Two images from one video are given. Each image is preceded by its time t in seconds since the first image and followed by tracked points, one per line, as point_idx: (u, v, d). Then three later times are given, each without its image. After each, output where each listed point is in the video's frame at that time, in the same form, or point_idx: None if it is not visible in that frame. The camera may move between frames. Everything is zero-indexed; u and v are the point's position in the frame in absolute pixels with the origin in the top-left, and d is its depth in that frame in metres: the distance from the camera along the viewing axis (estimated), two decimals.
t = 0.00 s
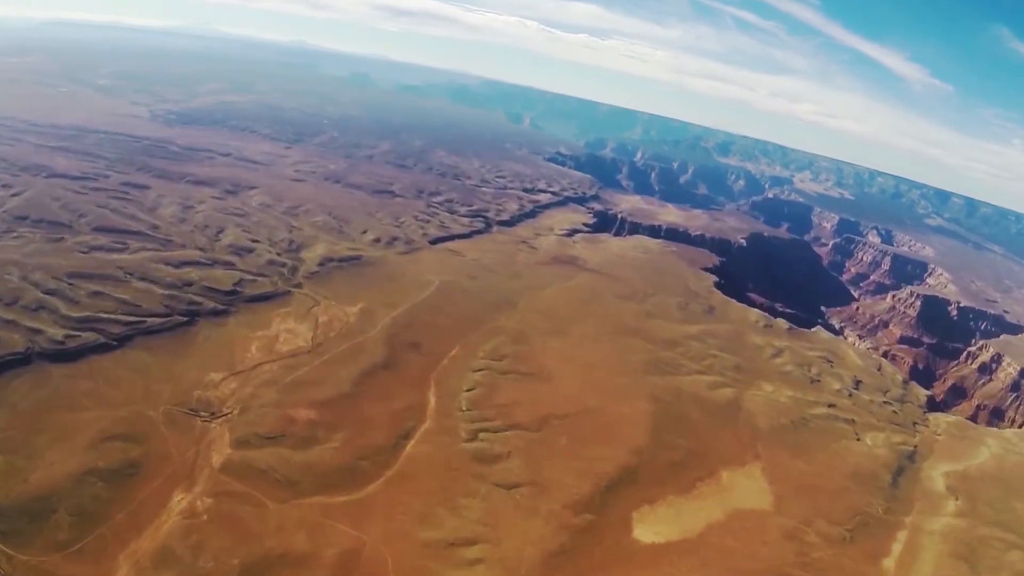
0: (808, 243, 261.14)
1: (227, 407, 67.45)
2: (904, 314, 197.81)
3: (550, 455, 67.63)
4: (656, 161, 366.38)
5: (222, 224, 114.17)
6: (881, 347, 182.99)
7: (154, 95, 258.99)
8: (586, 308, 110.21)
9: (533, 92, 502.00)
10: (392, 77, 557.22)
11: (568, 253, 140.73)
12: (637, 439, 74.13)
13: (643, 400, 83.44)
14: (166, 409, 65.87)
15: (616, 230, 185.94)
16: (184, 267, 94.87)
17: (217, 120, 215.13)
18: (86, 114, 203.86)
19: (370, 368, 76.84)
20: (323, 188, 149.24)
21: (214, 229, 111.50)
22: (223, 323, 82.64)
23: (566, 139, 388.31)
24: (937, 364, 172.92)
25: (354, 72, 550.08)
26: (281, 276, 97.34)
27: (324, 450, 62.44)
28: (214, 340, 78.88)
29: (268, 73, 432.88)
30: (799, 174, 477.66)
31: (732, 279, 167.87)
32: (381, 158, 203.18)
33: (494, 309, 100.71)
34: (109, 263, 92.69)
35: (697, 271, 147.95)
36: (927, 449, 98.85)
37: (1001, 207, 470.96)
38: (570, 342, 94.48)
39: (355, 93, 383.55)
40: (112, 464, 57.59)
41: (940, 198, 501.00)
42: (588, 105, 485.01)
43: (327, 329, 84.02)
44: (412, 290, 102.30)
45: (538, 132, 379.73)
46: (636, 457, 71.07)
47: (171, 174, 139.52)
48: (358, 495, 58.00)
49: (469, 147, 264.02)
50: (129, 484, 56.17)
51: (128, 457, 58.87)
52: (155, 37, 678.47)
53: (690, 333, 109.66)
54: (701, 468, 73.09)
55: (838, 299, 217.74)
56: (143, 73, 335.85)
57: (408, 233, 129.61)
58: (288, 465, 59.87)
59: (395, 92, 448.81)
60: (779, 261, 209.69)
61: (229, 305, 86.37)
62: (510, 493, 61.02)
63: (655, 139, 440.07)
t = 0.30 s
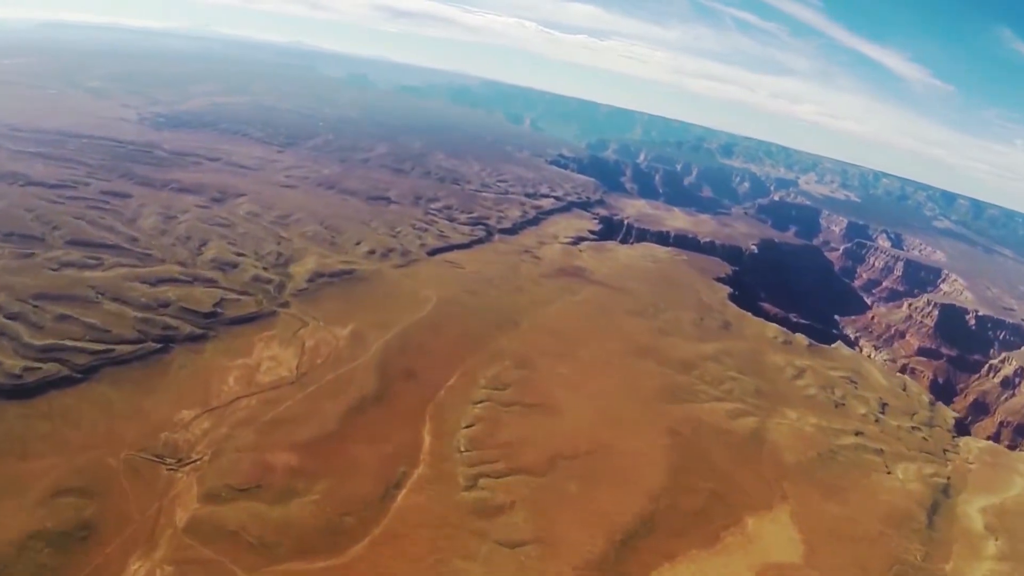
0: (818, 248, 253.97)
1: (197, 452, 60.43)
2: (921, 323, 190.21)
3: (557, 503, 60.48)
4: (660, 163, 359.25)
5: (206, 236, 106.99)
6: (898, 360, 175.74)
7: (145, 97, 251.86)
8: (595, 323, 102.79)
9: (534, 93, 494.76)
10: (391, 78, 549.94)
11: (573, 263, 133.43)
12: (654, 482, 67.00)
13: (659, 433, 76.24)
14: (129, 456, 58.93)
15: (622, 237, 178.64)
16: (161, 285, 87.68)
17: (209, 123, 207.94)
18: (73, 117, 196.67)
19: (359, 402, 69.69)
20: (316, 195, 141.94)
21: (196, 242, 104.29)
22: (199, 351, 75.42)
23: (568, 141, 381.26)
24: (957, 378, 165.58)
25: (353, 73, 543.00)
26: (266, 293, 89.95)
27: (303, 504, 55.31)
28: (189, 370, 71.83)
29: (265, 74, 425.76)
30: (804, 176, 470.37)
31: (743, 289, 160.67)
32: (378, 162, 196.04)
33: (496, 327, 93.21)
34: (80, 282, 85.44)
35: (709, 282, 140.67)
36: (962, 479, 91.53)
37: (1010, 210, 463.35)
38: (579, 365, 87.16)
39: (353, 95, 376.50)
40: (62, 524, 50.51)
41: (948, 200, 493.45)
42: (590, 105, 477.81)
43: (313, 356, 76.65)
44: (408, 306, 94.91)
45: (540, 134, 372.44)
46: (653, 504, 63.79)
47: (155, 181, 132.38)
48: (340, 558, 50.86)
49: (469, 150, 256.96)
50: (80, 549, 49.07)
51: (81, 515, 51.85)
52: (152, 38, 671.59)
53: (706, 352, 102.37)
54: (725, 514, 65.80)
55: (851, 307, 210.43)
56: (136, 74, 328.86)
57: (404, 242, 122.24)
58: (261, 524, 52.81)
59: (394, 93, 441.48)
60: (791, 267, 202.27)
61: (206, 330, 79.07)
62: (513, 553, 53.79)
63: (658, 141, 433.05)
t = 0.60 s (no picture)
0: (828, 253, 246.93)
1: (162, 506, 53.36)
2: (937, 333, 182.95)
3: (568, 562, 53.29)
4: (664, 165, 352.21)
5: (187, 249, 99.94)
6: (916, 372, 168.47)
7: (135, 98, 244.76)
8: (603, 343, 95.70)
9: (535, 93, 487.40)
10: (390, 78, 542.57)
11: (578, 274, 126.33)
12: (675, 533, 59.85)
13: (678, 473, 69.15)
14: (86, 511, 51.84)
15: (627, 245, 171.57)
16: (133, 306, 80.72)
17: (199, 125, 200.85)
18: (58, 120, 189.61)
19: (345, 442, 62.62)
20: (307, 202, 134.95)
21: (176, 256, 97.32)
22: (171, 383, 68.48)
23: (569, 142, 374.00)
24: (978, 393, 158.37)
25: (352, 73, 535.72)
26: (247, 314, 82.96)
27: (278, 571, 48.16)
28: (158, 407, 64.89)
29: (261, 74, 418.42)
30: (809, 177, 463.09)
31: (755, 300, 153.65)
32: (375, 166, 188.96)
33: (496, 349, 86.11)
34: (45, 302, 78.50)
35: (722, 294, 133.52)
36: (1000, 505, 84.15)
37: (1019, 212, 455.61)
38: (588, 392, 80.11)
39: (351, 95, 369.32)
40: None
41: (955, 201, 485.73)
42: (592, 106, 470.59)
43: (296, 388, 69.62)
44: (402, 326, 87.77)
45: (541, 135, 365.48)
46: (677, 560, 56.61)
47: (138, 189, 125.31)
48: None
49: (469, 152, 249.95)
50: None
51: None
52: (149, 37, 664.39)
53: (723, 375, 95.30)
54: (757, 568, 58.56)
55: (864, 316, 203.42)
56: (129, 74, 321.74)
57: (398, 255, 115.09)
58: None
59: (393, 94, 434.29)
60: (802, 275, 195.06)
61: (179, 358, 72.17)
62: None
63: (661, 142, 425.92)
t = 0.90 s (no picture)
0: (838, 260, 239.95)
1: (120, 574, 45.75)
2: (954, 346, 176.00)
3: None
4: (668, 168, 345.27)
5: (164, 266, 92.84)
6: (935, 388, 161.34)
7: (125, 101, 237.78)
8: (611, 367, 88.72)
9: (536, 94, 480.29)
10: (389, 78, 535.45)
11: (584, 288, 119.39)
12: None
13: (702, 522, 61.96)
14: None
15: (633, 254, 164.71)
16: (100, 333, 73.67)
17: (189, 129, 193.95)
18: (42, 123, 182.63)
19: (328, 494, 55.76)
20: (297, 212, 127.99)
21: (151, 273, 90.34)
22: (135, 425, 61.68)
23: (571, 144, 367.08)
24: (1001, 411, 151.28)
25: (351, 74, 528.67)
26: (224, 340, 76.15)
27: None
28: (119, 454, 58.02)
29: (257, 75, 411.38)
30: (815, 179, 456.16)
31: (767, 313, 146.89)
32: (371, 172, 182.03)
33: (497, 376, 79.12)
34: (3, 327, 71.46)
35: (735, 308, 126.52)
36: None
37: None
38: (596, 427, 73.05)
39: (349, 96, 362.21)
40: None
41: (963, 204, 478.33)
42: (594, 107, 463.67)
43: (274, 429, 62.71)
44: (394, 349, 80.66)
45: (542, 138, 358.35)
46: None
47: (117, 198, 118.30)
48: None
49: (469, 156, 242.98)
50: None
51: None
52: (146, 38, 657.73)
53: (741, 402, 88.40)
54: None
55: (877, 327, 196.51)
56: (121, 76, 314.77)
57: (392, 269, 108.11)
58: None
59: (391, 95, 427.23)
60: (814, 284, 188.10)
61: (146, 394, 65.42)
62: None
63: (664, 144, 419.04)
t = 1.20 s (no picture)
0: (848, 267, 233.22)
1: None
2: (972, 359, 168.99)
3: None
4: (671, 171, 338.46)
5: (137, 284, 85.88)
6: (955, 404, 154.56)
7: (113, 102, 230.73)
8: (622, 395, 81.67)
9: (537, 95, 473.53)
10: (388, 79, 528.50)
11: (589, 304, 112.49)
12: None
13: None
14: None
15: (638, 264, 157.81)
16: (60, 364, 66.76)
17: (177, 132, 186.93)
18: (23, 125, 175.57)
19: (307, 558, 48.49)
20: (286, 222, 121.03)
21: (124, 293, 83.36)
22: (92, 474, 54.68)
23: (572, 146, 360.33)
24: None
25: (348, 74, 521.70)
26: (197, 372, 69.29)
27: None
28: (71, 511, 50.93)
29: (253, 76, 404.49)
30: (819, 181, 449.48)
31: (781, 327, 139.97)
32: (366, 177, 175.11)
33: (497, 410, 72.07)
34: None
35: (749, 324, 119.62)
36: None
37: None
38: (609, 468, 65.90)
39: (345, 97, 355.19)
40: None
41: (969, 207, 471.71)
42: (595, 108, 456.97)
43: (247, 477, 55.55)
44: (383, 379, 73.66)
45: (543, 139, 351.44)
46: None
47: (93, 208, 111.27)
48: None
49: (468, 159, 236.09)
50: None
51: None
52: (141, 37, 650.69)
53: (763, 433, 81.44)
54: None
55: (891, 338, 189.69)
56: (112, 77, 307.67)
57: (385, 286, 101.20)
58: None
59: (389, 96, 420.32)
60: (826, 293, 181.19)
61: (106, 437, 58.61)
62: None
63: (666, 145, 412.29)
